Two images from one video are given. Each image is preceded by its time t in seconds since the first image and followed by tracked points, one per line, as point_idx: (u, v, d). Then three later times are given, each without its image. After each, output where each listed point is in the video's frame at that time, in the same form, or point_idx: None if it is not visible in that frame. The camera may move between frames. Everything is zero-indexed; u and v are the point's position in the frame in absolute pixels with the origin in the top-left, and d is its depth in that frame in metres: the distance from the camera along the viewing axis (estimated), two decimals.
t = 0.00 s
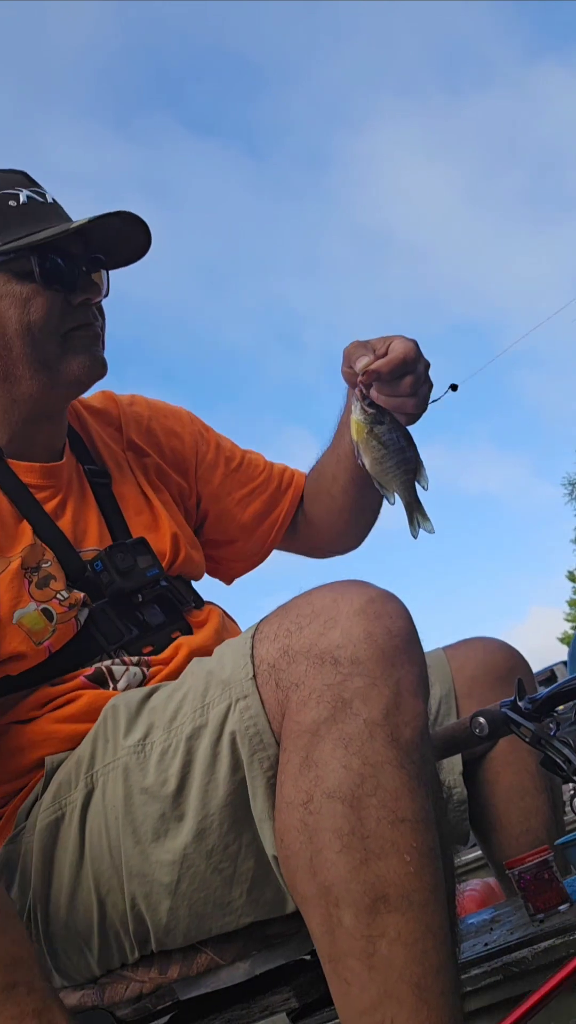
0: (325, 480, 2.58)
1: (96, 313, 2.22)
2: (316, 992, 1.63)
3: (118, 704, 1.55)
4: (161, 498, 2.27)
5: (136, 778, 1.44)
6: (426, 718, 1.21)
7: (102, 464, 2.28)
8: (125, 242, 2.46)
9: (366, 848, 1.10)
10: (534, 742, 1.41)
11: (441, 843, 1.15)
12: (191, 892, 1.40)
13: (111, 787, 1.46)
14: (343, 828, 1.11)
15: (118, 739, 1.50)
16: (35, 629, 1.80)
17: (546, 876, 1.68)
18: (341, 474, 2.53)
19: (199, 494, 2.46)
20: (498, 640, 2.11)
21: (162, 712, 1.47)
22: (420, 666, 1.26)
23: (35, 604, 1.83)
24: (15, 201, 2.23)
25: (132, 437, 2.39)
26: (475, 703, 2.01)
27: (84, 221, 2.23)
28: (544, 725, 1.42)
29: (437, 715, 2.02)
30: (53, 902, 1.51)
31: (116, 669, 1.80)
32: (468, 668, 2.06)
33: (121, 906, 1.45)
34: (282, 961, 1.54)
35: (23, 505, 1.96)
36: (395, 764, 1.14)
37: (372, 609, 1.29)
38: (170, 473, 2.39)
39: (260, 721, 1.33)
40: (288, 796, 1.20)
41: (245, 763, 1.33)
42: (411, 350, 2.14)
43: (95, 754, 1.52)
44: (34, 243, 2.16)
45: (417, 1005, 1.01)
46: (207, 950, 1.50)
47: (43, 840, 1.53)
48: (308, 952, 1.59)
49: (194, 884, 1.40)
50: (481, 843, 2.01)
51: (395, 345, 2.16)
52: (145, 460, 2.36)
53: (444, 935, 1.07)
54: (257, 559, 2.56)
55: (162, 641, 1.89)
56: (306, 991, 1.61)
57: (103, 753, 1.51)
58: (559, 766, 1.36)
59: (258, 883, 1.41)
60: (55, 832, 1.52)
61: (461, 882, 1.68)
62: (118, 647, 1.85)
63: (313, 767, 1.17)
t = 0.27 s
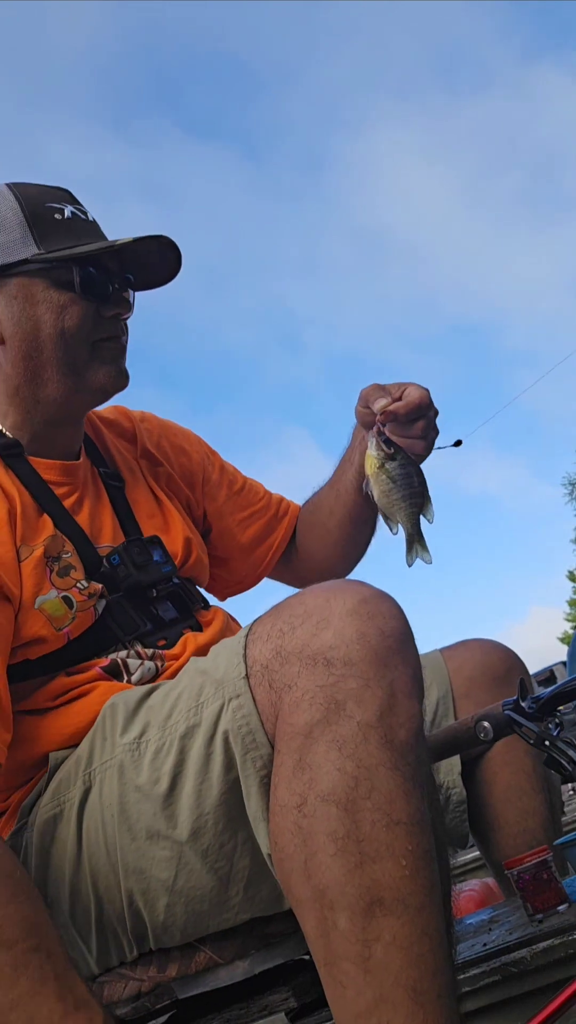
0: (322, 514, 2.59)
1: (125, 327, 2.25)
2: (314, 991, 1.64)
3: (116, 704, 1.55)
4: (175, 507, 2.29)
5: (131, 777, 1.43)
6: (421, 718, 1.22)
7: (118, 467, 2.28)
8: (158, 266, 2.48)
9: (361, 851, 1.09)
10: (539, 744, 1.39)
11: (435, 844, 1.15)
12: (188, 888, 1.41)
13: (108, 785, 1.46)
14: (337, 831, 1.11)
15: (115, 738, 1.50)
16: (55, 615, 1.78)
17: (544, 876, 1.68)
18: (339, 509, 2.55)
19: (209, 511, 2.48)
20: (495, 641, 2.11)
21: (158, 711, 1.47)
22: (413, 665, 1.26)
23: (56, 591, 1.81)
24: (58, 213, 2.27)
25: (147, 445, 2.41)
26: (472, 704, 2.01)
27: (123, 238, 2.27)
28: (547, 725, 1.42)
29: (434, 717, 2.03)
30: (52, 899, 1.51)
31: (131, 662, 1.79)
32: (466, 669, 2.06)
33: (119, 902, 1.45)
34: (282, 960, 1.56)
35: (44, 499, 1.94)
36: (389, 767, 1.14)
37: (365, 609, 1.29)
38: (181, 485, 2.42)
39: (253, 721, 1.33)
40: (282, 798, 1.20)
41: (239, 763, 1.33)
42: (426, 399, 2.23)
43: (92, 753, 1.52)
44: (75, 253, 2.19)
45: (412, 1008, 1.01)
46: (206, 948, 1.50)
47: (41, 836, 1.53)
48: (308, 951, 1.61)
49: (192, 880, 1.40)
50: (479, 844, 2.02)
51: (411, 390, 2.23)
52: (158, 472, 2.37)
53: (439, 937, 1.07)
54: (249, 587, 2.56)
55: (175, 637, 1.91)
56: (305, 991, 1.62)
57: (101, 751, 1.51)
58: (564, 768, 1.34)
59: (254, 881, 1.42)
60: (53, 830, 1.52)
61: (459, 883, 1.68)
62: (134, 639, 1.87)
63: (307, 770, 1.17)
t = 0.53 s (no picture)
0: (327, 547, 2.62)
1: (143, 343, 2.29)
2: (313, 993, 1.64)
3: (115, 703, 1.54)
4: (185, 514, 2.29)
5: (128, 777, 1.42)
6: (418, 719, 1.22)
7: (133, 472, 2.31)
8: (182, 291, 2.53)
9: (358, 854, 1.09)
10: (539, 744, 1.38)
11: (433, 846, 1.15)
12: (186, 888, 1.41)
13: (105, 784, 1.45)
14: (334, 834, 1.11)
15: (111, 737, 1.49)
16: (54, 595, 1.80)
17: (544, 876, 1.70)
18: (346, 540, 2.57)
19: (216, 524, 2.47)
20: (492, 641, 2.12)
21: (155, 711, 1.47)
22: (409, 666, 1.26)
23: (57, 573, 1.83)
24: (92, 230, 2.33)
25: (166, 458, 2.46)
26: (470, 705, 2.01)
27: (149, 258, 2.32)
28: (546, 726, 1.42)
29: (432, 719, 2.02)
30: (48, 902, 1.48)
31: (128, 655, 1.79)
32: (463, 670, 2.05)
33: (117, 903, 1.44)
34: (281, 959, 1.56)
35: (52, 489, 1.97)
36: (386, 769, 1.14)
37: (360, 611, 1.28)
38: (195, 498, 2.43)
39: (249, 722, 1.33)
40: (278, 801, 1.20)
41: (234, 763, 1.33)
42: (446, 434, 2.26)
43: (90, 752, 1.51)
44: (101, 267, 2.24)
45: (411, 1010, 1.02)
46: (204, 947, 1.50)
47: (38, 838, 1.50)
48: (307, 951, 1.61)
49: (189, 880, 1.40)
50: (477, 845, 2.02)
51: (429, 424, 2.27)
52: (174, 484, 2.40)
53: (437, 939, 1.07)
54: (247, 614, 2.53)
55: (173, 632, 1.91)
56: (304, 991, 1.60)
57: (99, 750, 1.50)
58: (564, 768, 1.33)
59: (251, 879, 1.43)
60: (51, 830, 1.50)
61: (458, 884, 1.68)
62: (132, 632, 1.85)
63: (303, 773, 1.17)
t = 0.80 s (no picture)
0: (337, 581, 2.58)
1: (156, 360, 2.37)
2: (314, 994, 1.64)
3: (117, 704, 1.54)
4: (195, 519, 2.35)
5: (126, 776, 1.42)
6: (413, 722, 1.22)
7: (145, 478, 2.36)
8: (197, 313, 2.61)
9: (355, 859, 1.09)
10: (538, 745, 1.38)
11: (430, 849, 1.14)
12: (185, 886, 1.41)
13: (104, 782, 1.43)
14: (330, 839, 1.10)
15: (108, 737, 1.49)
16: (76, 565, 1.90)
17: (544, 876, 1.70)
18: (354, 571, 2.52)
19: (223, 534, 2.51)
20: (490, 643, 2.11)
21: (150, 712, 1.46)
22: (402, 667, 1.25)
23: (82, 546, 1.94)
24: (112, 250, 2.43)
25: (179, 467, 2.53)
26: (469, 705, 2.01)
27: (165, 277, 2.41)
28: (545, 725, 1.41)
29: (432, 720, 2.01)
30: (47, 900, 1.46)
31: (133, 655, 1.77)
32: (461, 672, 2.05)
33: (116, 902, 1.42)
34: (281, 958, 1.55)
35: (74, 480, 2.10)
36: (381, 773, 1.13)
37: (352, 614, 1.28)
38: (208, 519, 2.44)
39: (241, 722, 1.33)
40: (274, 806, 1.19)
41: (227, 765, 1.33)
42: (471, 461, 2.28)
43: (89, 752, 1.50)
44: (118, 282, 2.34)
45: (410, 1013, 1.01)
46: (205, 945, 1.51)
47: (38, 837, 1.47)
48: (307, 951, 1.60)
49: (189, 878, 1.41)
50: (477, 846, 2.01)
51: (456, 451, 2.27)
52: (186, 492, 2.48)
53: (435, 942, 1.06)
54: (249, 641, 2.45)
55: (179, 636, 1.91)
56: (305, 991, 1.59)
57: (98, 749, 1.49)
58: (563, 768, 1.33)
59: (249, 878, 1.43)
60: (50, 830, 1.47)
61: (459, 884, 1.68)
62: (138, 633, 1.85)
63: (298, 777, 1.17)
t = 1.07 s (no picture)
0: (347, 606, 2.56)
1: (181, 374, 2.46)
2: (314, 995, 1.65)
3: (127, 699, 1.55)
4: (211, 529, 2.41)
5: (134, 770, 1.42)
6: (422, 721, 1.22)
7: (162, 486, 2.42)
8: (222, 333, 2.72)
9: (362, 853, 1.09)
10: (543, 746, 1.39)
11: (435, 846, 1.15)
12: (188, 881, 1.41)
13: (110, 777, 1.44)
14: (338, 834, 1.11)
15: (118, 731, 1.49)
16: (103, 561, 1.95)
17: (543, 876, 1.71)
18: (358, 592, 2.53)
19: (234, 547, 2.55)
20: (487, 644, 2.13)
21: (160, 708, 1.46)
22: (412, 666, 1.26)
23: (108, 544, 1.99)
24: (146, 268, 2.53)
25: (194, 480, 2.59)
26: (466, 706, 2.02)
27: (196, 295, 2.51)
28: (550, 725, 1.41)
29: (429, 720, 2.02)
30: (51, 894, 1.47)
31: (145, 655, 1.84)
32: (458, 672, 2.06)
33: (119, 897, 1.43)
34: (282, 957, 1.56)
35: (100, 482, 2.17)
36: (389, 769, 1.14)
37: (363, 612, 1.28)
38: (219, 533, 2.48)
39: (249, 715, 1.33)
40: (282, 801, 1.20)
41: (235, 759, 1.33)
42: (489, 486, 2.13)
43: (97, 747, 1.51)
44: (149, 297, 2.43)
45: (414, 1010, 1.01)
46: (206, 942, 1.51)
47: (45, 829, 1.49)
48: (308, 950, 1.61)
49: (192, 873, 1.41)
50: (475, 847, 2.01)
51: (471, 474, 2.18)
52: (202, 503, 2.54)
53: (440, 940, 1.07)
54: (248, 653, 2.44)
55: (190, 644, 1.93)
56: (304, 993, 1.63)
57: (105, 745, 1.50)
58: (568, 769, 1.34)
59: (252, 876, 1.43)
60: (58, 822, 1.49)
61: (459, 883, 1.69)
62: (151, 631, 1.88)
63: (307, 772, 1.17)
